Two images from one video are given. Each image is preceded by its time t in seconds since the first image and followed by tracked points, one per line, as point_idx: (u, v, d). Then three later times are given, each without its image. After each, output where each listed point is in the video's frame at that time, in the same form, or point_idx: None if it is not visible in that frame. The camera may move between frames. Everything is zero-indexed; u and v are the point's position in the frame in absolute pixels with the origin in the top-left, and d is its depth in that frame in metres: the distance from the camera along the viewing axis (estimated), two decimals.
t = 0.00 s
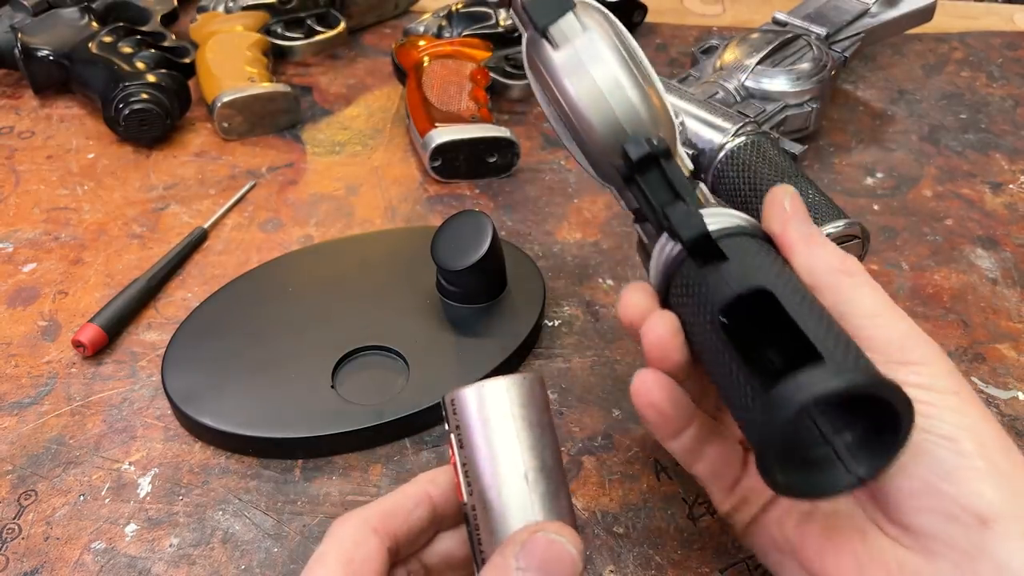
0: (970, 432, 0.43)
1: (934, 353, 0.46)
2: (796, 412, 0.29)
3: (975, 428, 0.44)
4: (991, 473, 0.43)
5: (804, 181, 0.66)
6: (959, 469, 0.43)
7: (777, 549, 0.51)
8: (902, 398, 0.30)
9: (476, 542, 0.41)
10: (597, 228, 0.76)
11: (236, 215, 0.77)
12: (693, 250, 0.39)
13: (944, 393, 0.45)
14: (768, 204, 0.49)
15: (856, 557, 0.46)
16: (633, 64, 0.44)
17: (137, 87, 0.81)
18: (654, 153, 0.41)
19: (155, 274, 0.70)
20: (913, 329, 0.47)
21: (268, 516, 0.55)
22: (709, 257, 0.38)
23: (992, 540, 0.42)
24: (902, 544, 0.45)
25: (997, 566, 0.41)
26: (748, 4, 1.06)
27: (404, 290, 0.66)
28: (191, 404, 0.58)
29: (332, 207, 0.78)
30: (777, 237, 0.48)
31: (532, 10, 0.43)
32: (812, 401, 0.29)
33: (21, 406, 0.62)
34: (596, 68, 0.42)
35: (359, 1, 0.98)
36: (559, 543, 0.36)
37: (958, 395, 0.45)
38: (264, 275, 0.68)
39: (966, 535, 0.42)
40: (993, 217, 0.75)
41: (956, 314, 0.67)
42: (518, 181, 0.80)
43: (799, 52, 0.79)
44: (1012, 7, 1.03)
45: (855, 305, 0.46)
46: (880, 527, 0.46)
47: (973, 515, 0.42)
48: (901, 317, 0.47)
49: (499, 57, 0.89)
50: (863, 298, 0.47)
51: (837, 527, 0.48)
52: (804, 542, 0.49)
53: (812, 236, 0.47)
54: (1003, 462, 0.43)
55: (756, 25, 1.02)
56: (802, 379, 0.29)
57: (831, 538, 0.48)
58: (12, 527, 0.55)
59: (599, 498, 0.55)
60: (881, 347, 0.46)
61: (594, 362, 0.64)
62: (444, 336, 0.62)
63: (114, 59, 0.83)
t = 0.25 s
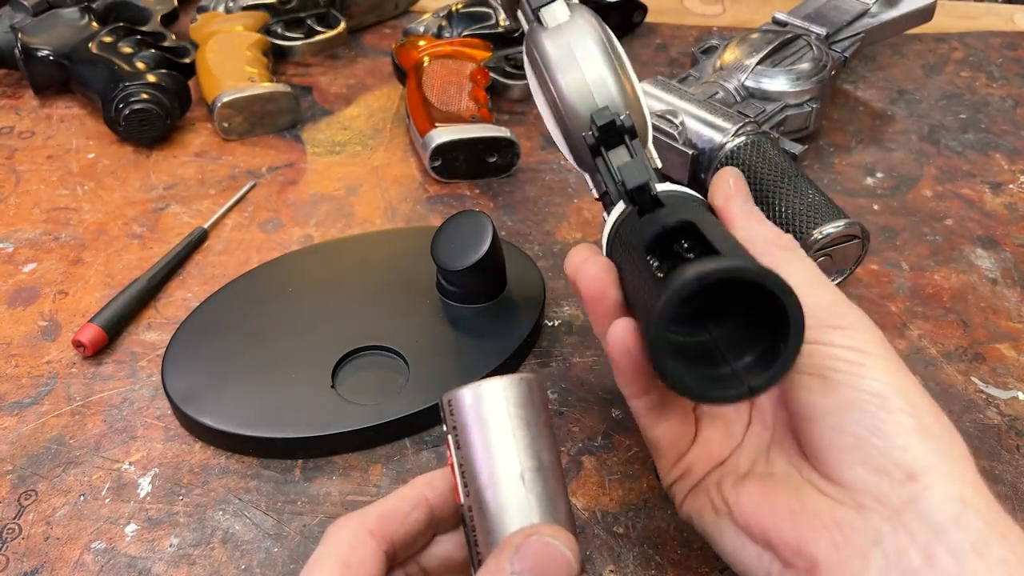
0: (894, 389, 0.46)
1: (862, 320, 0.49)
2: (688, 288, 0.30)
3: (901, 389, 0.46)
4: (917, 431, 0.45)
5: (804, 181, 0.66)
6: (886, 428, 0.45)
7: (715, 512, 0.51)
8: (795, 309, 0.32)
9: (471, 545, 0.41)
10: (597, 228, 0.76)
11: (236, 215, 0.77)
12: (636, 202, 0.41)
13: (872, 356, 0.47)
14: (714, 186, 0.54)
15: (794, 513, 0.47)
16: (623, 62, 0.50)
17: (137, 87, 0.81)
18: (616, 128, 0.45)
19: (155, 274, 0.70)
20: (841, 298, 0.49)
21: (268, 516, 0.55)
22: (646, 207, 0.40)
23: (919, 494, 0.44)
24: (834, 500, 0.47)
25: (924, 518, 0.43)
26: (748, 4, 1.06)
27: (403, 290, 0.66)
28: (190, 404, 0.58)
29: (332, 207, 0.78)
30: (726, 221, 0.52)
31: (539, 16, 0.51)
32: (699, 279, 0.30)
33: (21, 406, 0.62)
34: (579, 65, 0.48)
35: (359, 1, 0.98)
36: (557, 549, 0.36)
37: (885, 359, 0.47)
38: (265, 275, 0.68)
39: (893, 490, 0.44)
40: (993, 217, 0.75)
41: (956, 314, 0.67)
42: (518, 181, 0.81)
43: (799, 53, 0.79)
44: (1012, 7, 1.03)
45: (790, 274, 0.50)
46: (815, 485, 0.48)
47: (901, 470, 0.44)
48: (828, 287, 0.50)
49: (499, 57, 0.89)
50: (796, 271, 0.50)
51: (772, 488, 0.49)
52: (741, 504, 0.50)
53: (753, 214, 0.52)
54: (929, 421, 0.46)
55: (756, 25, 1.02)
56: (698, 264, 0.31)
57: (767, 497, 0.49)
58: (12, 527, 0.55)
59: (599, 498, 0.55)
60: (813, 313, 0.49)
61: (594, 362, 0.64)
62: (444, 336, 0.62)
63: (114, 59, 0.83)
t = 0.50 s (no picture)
0: (900, 388, 0.46)
1: (864, 318, 0.48)
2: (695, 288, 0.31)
3: (905, 387, 0.46)
4: (921, 429, 0.45)
5: (804, 180, 0.66)
6: (890, 427, 0.45)
7: (721, 510, 0.51)
8: (797, 309, 0.32)
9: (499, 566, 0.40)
10: (597, 228, 0.76)
11: (236, 215, 0.77)
12: (639, 200, 0.41)
13: (875, 354, 0.46)
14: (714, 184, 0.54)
15: (799, 511, 0.47)
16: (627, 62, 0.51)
17: (137, 87, 0.81)
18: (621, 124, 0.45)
19: (155, 274, 0.70)
20: (842, 296, 0.48)
21: (268, 516, 0.55)
22: (647, 205, 0.41)
23: (924, 493, 0.44)
24: (841, 499, 0.47)
25: (929, 516, 0.43)
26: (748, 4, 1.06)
27: (403, 290, 0.66)
28: (190, 404, 0.58)
29: (332, 207, 0.78)
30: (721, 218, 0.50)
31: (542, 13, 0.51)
32: (702, 279, 0.30)
33: (21, 406, 0.62)
34: (581, 61, 0.48)
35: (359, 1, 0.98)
36: None
37: (888, 356, 0.47)
38: (264, 275, 0.68)
39: (899, 489, 0.44)
40: (993, 217, 0.75)
41: (956, 314, 0.67)
42: (518, 181, 0.80)
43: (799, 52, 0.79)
44: (1012, 7, 1.03)
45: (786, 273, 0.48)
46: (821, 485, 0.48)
47: (906, 470, 0.44)
48: (828, 283, 0.49)
49: (499, 57, 0.89)
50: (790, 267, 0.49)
51: (777, 486, 0.49)
52: (746, 503, 0.50)
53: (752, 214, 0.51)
54: (933, 418, 0.45)
55: (756, 25, 1.02)
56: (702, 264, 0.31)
57: (772, 495, 0.49)
58: (12, 527, 0.55)
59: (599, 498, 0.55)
60: (815, 312, 0.47)
61: (594, 362, 0.64)
62: (444, 335, 0.62)
63: (114, 59, 0.83)
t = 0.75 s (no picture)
0: (898, 397, 0.45)
1: (860, 326, 0.47)
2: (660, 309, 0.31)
3: (902, 394, 0.45)
4: (918, 437, 0.44)
5: (805, 180, 0.66)
6: (888, 435, 0.44)
7: (719, 517, 0.51)
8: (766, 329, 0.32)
9: None
10: (597, 228, 0.76)
11: (236, 215, 0.77)
12: (627, 213, 0.41)
13: (872, 363, 0.46)
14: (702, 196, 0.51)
15: (797, 520, 0.46)
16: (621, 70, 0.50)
17: (137, 87, 0.81)
18: (609, 135, 0.44)
19: (155, 274, 0.70)
20: (839, 303, 0.48)
21: (268, 516, 0.55)
22: (637, 218, 0.40)
23: (924, 501, 0.43)
24: (840, 507, 0.46)
25: (929, 524, 0.43)
26: (748, 4, 1.06)
27: (403, 290, 0.66)
28: (190, 404, 0.58)
29: (332, 207, 0.78)
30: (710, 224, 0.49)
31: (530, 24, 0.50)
32: (667, 301, 0.31)
33: (21, 406, 0.62)
34: (568, 73, 0.47)
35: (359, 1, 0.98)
36: None
37: (885, 364, 0.46)
38: (264, 275, 0.68)
39: (899, 498, 0.44)
40: (994, 217, 0.75)
41: (956, 314, 0.67)
42: (518, 181, 0.80)
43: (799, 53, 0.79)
44: (1012, 7, 1.03)
45: (778, 282, 0.47)
46: (821, 493, 0.47)
47: (904, 478, 0.44)
48: (824, 292, 0.48)
49: (499, 57, 0.89)
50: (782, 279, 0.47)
51: (775, 495, 0.49)
52: (745, 512, 0.49)
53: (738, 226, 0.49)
54: (932, 426, 0.45)
55: (756, 25, 1.02)
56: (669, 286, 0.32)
57: (770, 503, 0.48)
58: (12, 527, 0.55)
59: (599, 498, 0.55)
60: (811, 320, 0.47)
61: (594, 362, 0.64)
62: (444, 336, 0.62)
63: (114, 59, 0.83)
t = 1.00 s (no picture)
0: (873, 395, 0.46)
1: (839, 323, 0.48)
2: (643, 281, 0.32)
3: (879, 391, 0.46)
4: (892, 433, 0.45)
5: (805, 180, 0.66)
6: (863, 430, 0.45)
7: (692, 511, 0.51)
8: (744, 308, 0.32)
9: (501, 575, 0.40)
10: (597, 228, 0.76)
11: (236, 215, 0.77)
12: (613, 200, 0.41)
13: (850, 359, 0.46)
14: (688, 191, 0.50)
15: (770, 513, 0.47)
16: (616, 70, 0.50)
17: (137, 87, 0.81)
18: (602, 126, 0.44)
19: (155, 274, 0.70)
20: (819, 301, 0.48)
21: (268, 516, 0.55)
22: (622, 206, 0.41)
23: (895, 495, 0.43)
24: (812, 500, 0.46)
25: (900, 518, 0.43)
26: (748, 4, 1.06)
27: (403, 289, 0.66)
28: (190, 404, 0.58)
29: (332, 207, 0.78)
30: (697, 213, 0.49)
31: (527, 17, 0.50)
32: (650, 277, 0.31)
33: (21, 406, 0.62)
34: (565, 65, 0.47)
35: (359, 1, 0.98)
36: None
37: (863, 361, 0.47)
38: (264, 274, 0.68)
39: (871, 491, 0.44)
40: (993, 217, 0.75)
41: (956, 314, 0.67)
42: (518, 181, 0.81)
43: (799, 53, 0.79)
44: (1012, 7, 1.03)
45: (758, 278, 0.47)
46: (793, 487, 0.48)
47: (877, 471, 0.44)
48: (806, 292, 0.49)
49: (499, 57, 0.89)
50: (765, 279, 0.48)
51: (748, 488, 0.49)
52: (718, 505, 0.49)
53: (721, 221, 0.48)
54: (906, 424, 0.45)
55: (756, 25, 1.02)
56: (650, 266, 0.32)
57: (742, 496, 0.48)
58: (12, 527, 0.55)
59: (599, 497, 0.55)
60: (790, 316, 0.47)
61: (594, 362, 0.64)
62: (444, 335, 0.62)
63: (114, 59, 0.83)
